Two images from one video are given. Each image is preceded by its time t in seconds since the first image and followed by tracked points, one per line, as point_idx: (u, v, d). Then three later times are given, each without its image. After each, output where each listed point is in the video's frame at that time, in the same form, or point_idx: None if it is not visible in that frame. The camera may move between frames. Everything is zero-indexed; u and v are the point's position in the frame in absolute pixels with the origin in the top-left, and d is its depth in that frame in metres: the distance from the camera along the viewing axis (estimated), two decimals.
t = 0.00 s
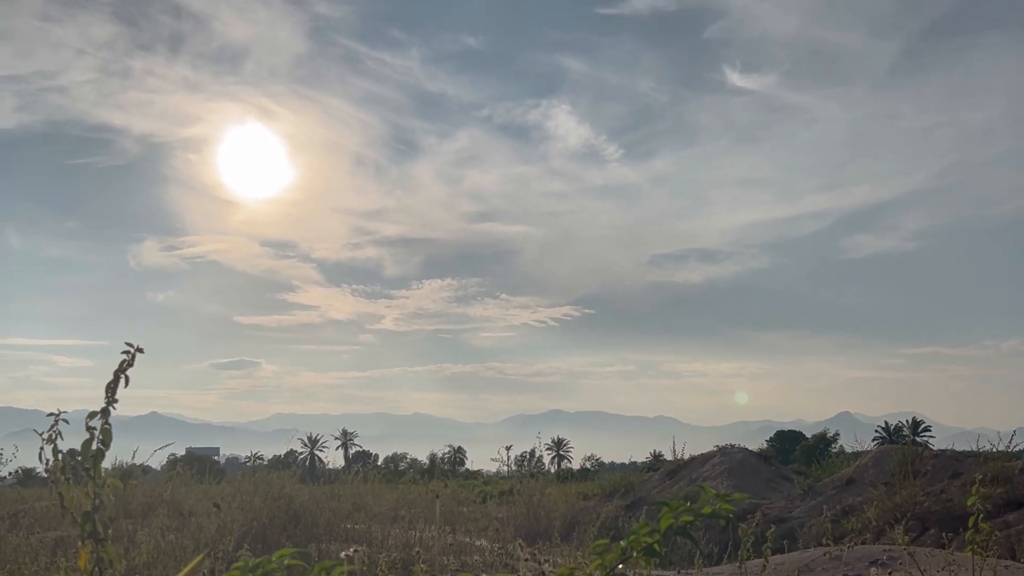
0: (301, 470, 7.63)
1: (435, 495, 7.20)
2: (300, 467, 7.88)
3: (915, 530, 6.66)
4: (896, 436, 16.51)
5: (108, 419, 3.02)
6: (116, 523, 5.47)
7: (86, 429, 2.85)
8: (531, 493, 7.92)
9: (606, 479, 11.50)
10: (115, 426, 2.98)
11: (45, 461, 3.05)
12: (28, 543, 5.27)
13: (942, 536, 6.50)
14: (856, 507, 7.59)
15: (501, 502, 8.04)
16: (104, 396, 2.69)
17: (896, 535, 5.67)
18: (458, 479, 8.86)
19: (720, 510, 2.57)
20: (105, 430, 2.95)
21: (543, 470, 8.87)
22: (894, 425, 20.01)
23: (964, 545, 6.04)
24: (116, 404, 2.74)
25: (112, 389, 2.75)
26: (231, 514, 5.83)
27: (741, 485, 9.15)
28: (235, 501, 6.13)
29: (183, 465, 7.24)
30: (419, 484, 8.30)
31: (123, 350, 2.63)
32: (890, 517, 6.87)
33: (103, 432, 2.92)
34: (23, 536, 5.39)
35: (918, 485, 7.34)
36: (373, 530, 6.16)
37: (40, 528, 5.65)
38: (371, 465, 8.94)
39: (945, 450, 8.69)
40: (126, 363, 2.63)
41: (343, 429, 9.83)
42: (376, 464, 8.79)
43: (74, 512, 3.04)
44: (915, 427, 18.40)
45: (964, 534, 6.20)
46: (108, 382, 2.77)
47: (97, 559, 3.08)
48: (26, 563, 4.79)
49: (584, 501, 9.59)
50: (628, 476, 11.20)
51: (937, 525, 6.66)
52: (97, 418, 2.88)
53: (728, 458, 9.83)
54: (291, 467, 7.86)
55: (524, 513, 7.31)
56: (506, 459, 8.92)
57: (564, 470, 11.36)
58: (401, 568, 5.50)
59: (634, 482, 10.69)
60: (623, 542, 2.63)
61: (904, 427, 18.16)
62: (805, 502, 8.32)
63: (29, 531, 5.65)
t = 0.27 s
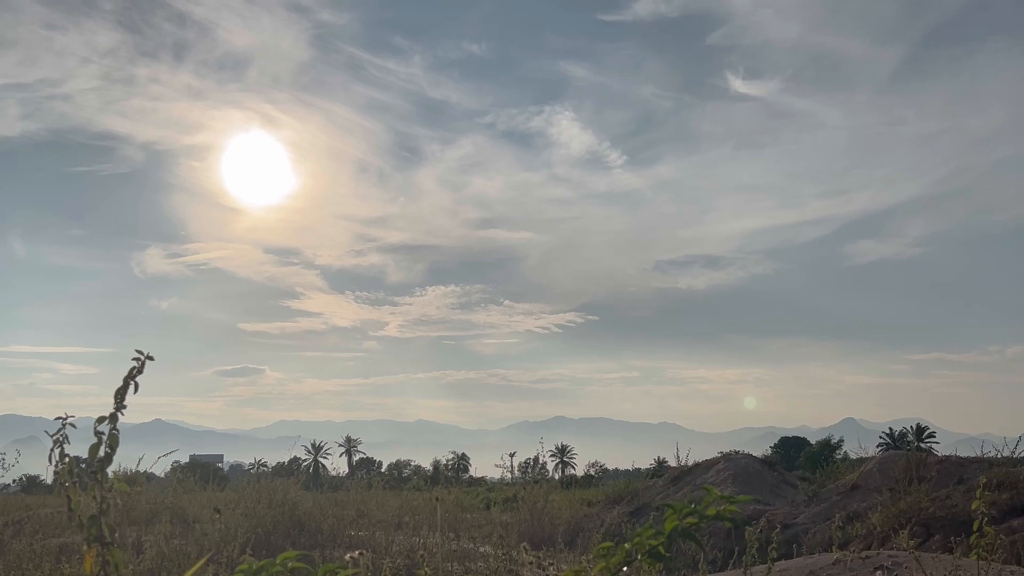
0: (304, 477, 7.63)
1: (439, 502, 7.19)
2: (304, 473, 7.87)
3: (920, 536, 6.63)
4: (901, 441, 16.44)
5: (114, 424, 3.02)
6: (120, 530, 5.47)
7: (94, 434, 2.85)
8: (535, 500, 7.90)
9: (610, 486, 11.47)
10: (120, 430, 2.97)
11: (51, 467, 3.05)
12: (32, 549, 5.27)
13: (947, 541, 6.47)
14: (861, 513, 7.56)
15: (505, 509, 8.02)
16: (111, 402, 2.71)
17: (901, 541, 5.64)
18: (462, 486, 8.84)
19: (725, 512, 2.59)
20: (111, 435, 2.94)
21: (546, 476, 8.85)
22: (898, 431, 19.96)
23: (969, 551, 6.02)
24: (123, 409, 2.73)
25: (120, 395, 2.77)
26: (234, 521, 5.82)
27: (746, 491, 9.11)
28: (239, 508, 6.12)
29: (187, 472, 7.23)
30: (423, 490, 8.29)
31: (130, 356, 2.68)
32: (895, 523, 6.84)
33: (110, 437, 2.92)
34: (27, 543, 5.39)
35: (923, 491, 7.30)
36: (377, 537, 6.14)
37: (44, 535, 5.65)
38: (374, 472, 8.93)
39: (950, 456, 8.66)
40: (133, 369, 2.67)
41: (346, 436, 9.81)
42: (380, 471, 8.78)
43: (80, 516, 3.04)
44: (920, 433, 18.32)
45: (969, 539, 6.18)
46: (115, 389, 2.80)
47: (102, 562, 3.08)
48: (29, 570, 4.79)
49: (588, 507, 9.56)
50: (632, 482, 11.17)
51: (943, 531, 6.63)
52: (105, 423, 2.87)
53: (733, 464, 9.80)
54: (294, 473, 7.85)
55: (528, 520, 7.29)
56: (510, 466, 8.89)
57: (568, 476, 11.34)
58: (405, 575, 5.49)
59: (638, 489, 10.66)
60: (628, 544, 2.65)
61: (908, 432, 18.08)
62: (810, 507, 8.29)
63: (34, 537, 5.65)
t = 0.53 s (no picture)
0: (309, 485, 7.62)
1: (444, 509, 7.18)
2: (309, 481, 7.87)
3: (926, 542, 6.60)
4: (907, 448, 16.36)
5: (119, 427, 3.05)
6: (125, 537, 5.48)
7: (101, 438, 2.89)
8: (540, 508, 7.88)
9: (615, 493, 11.45)
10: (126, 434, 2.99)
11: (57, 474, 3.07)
12: (38, 556, 5.27)
13: (954, 548, 6.44)
14: (867, 519, 7.53)
15: (509, 516, 8.00)
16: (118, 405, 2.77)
17: (907, 546, 5.62)
18: (467, 493, 8.82)
19: (731, 514, 2.66)
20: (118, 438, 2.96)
21: (551, 483, 8.83)
22: (904, 436, 19.90)
23: (976, 557, 5.99)
24: (131, 413, 2.77)
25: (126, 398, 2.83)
26: (240, 529, 5.82)
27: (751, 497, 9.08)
28: (243, 516, 6.12)
29: (192, 480, 7.24)
30: (428, 498, 8.28)
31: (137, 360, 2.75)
32: (901, 529, 6.80)
33: (115, 440, 2.95)
34: (33, 551, 5.39)
35: (929, 497, 7.27)
36: (381, 543, 6.13)
37: (50, 543, 5.66)
38: (379, 479, 8.92)
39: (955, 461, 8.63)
40: (139, 372, 2.74)
41: (351, 443, 9.81)
42: (385, 478, 8.77)
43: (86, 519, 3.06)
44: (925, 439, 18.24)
45: (976, 545, 6.15)
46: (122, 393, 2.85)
47: (109, 565, 3.10)
48: None
49: (593, 514, 9.54)
50: (638, 489, 11.15)
51: (949, 537, 6.59)
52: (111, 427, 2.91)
53: (738, 471, 9.77)
54: (299, 481, 7.85)
55: (532, 527, 7.28)
56: (515, 473, 8.87)
57: (573, 483, 11.32)
58: None
59: (643, 495, 10.64)
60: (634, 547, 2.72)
61: (914, 438, 18.00)
62: (815, 514, 8.25)
63: (39, 544, 5.66)
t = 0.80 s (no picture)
0: (315, 491, 7.63)
1: (449, 516, 7.18)
2: (314, 488, 7.87)
3: (933, 548, 6.56)
4: (913, 453, 16.30)
5: (124, 429, 3.09)
6: (131, 544, 5.48)
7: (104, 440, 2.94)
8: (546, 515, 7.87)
9: (620, 499, 11.43)
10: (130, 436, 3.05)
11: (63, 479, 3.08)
12: (44, 563, 5.28)
13: (961, 553, 6.40)
14: (873, 525, 7.49)
15: (515, 523, 7.98)
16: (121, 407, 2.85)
17: (913, 550, 5.60)
18: (472, 500, 8.81)
19: (737, 517, 2.77)
20: (122, 440, 3.02)
21: (557, 490, 8.81)
22: (910, 442, 19.81)
23: (984, 562, 5.95)
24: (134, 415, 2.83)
25: (128, 401, 2.90)
26: (245, 535, 5.82)
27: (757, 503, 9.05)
28: (249, 523, 6.12)
29: (197, 486, 7.24)
30: (433, 504, 8.27)
31: (139, 362, 2.83)
32: (908, 534, 6.77)
33: (120, 441, 2.99)
34: (39, 556, 5.41)
35: (936, 502, 7.24)
36: (386, 549, 6.12)
37: (56, 550, 5.67)
38: (385, 486, 8.92)
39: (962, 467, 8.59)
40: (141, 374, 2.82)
41: (356, 450, 9.81)
42: (390, 485, 8.77)
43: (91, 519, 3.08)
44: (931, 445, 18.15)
45: (983, 551, 6.11)
46: (124, 395, 2.93)
47: (114, 568, 3.13)
48: None
49: (599, 520, 9.52)
50: (643, 495, 11.13)
51: (956, 543, 6.56)
52: (115, 428, 2.97)
53: (744, 477, 9.74)
54: (305, 487, 7.85)
55: (538, 532, 7.27)
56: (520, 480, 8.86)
57: (578, 490, 11.30)
58: None
59: (649, 501, 10.62)
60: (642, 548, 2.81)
61: (920, 444, 17.92)
62: (822, 520, 8.22)
63: (45, 551, 5.67)
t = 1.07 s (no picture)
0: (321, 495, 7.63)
1: (455, 522, 7.17)
2: (320, 492, 7.87)
3: (941, 551, 6.53)
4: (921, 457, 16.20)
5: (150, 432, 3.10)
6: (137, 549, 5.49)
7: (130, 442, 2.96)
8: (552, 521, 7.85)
9: (627, 503, 11.41)
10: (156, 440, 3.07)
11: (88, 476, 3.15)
12: (52, 568, 5.29)
13: (969, 557, 6.37)
14: (880, 529, 7.46)
15: (521, 527, 7.97)
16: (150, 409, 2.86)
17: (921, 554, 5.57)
18: (479, 504, 8.79)
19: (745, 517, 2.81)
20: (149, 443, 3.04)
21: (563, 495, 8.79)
22: (917, 446, 19.70)
23: (992, 566, 5.92)
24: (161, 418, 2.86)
25: (158, 404, 2.91)
26: (251, 540, 5.82)
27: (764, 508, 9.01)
28: (255, 527, 6.12)
29: (204, 491, 7.25)
30: (439, 509, 8.26)
31: (171, 367, 2.83)
32: (915, 538, 6.74)
33: (145, 444, 3.01)
34: (47, 561, 5.42)
35: (943, 506, 7.20)
36: (392, 554, 6.11)
37: (64, 554, 5.68)
38: (391, 491, 8.92)
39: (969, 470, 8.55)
40: (174, 379, 2.83)
41: (363, 455, 9.81)
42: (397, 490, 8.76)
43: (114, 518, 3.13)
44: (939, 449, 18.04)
45: (991, 554, 6.08)
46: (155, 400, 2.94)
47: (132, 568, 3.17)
48: None
49: (606, 525, 9.50)
50: (650, 500, 11.10)
51: (963, 546, 6.53)
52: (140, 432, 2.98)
53: (750, 481, 9.71)
54: (311, 492, 7.85)
55: (544, 538, 7.24)
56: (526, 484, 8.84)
57: (585, 495, 11.29)
58: None
59: (656, 506, 10.60)
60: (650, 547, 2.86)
61: (927, 448, 17.83)
62: (829, 524, 8.18)
63: (53, 555, 5.68)
